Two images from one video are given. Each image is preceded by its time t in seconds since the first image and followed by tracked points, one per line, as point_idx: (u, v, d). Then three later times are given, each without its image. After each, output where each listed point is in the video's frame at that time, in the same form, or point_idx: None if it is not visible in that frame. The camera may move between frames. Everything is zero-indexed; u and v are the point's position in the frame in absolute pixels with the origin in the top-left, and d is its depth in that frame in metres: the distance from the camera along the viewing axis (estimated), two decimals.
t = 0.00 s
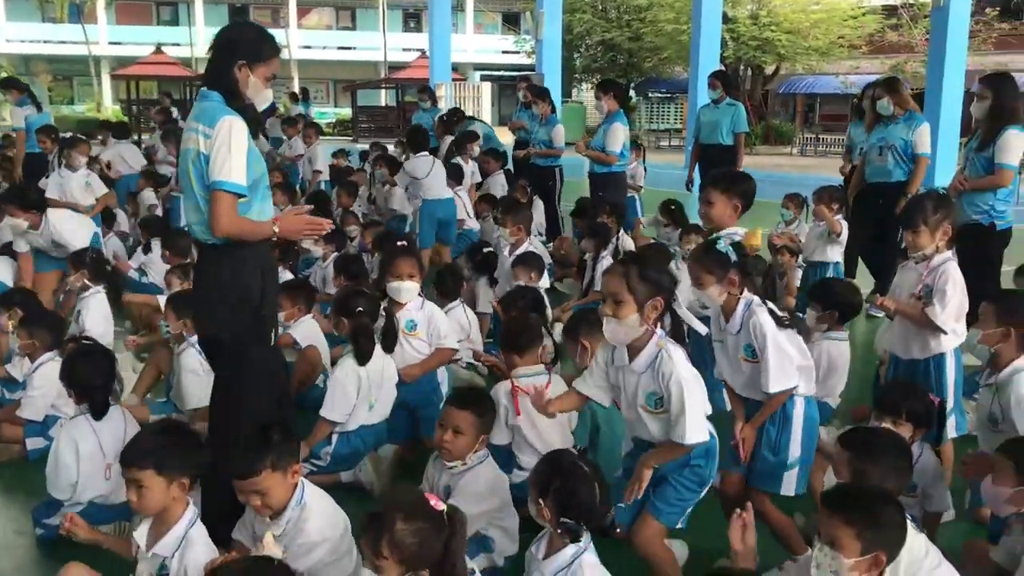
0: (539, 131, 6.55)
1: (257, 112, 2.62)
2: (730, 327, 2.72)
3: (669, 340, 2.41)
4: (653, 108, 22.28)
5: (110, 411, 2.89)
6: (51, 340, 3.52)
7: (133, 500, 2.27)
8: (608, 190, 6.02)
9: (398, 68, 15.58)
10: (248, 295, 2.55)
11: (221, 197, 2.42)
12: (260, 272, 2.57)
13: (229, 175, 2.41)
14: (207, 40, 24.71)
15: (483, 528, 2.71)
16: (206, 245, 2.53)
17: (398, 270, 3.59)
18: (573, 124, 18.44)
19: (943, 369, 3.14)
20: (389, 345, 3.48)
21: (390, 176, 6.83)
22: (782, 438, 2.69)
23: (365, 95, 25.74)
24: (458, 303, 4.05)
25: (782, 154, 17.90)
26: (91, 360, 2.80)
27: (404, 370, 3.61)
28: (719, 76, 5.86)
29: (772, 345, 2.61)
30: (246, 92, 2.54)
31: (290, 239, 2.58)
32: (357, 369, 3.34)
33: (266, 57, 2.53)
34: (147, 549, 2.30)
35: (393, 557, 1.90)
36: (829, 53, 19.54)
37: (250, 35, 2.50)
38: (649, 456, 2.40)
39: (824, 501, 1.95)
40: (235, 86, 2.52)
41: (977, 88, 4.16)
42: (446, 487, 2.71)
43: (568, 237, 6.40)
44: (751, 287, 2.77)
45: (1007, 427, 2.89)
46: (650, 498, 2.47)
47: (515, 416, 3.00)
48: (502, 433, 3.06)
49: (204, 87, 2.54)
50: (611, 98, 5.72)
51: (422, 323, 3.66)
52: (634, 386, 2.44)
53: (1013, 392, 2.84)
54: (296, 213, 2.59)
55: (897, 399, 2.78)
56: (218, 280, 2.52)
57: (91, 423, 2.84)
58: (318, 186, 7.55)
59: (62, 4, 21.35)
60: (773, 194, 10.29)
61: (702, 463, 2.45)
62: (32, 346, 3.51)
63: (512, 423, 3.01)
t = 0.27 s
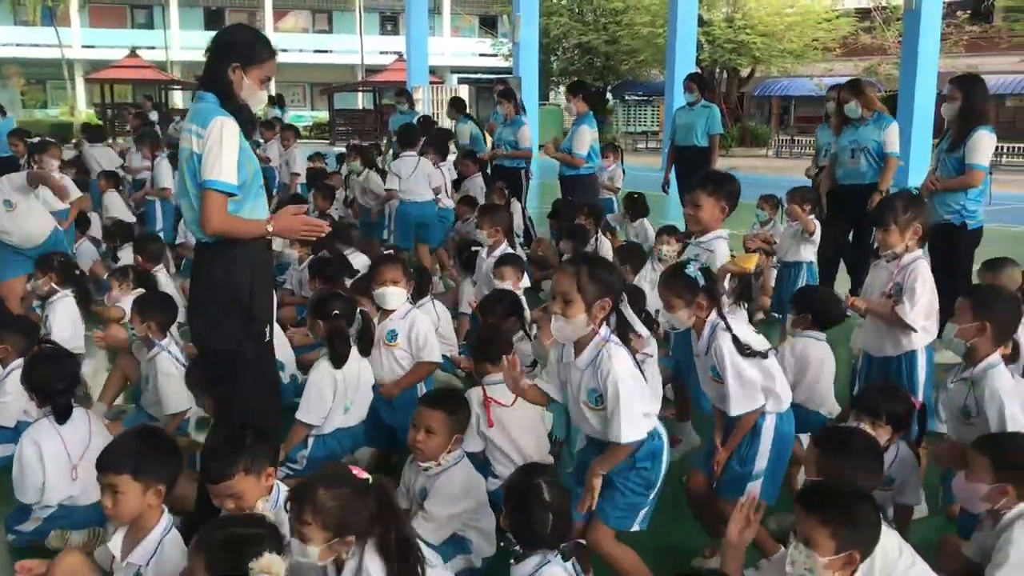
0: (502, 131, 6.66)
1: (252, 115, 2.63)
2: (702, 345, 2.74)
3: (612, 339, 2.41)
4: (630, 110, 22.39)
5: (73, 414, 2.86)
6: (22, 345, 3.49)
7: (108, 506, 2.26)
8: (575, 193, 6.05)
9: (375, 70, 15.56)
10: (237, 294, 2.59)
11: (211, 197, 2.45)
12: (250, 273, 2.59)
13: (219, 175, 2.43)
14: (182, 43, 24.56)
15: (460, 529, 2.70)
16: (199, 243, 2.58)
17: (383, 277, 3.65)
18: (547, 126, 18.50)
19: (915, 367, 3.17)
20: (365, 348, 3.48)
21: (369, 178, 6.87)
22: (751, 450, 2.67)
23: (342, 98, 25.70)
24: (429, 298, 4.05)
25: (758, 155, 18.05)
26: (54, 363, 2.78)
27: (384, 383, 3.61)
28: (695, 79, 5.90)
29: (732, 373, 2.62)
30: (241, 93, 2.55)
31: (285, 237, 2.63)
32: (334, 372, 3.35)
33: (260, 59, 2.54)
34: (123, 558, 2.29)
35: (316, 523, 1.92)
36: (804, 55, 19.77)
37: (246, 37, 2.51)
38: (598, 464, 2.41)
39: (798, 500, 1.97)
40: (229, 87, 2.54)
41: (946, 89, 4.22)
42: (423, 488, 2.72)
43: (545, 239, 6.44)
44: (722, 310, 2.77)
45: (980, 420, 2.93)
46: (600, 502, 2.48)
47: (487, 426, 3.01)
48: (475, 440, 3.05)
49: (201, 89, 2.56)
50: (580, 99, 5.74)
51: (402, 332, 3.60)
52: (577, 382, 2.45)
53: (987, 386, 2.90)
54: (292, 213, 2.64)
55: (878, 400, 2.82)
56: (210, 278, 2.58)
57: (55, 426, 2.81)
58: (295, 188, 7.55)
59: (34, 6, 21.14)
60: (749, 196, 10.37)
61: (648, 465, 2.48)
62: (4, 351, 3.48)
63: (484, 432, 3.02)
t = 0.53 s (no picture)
0: (472, 134, 6.71)
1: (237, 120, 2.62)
2: (675, 330, 2.76)
3: (585, 333, 2.44)
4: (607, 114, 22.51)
5: (33, 419, 2.81)
6: None
7: (76, 512, 2.23)
8: (541, 195, 6.07)
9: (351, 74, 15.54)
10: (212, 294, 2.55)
11: (183, 200, 2.44)
12: (226, 275, 2.56)
13: (188, 179, 2.41)
14: (157, 46, 24.42)
15: (436, 531, 2.70)
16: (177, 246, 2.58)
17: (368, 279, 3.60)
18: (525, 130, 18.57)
19: (886, 367, 3.19)
20: (338, 351, 3.44)
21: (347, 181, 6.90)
22: (726, 439, 2.71)
23: (319, 102, 25.65)
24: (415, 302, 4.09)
25: (734, 159, 18.19)
26: (13, 368, 2.72)
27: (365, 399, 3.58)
28: (671, 82, 5.93)
29: (710, 357, 2.64)
30: (223, 98, 2.53)
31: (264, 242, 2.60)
32: (307, 376, 3.32)
33: (243, 63, 2.52)
34: (92, 566, 2.25)
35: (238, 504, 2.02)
36: (779, 59, 19.97)
37: (230, 41, 2.49)
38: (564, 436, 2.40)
39: (768, 497, 1.97)
40: (211, 91, 2.52)
41: (917, 92, 4.26)
42: (397, 491, 2.71)
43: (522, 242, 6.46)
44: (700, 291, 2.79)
45: (954, 421, 2.96)
46: (579, 509, 2.48)
47: (461, 434, 3.02)
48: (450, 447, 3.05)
49: (185, 92, 2.55)
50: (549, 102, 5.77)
51: (386, 337, 3.57)
52: (555, 380, 2.47)
53: (963, 384, 2.92)
54: (272, 218, 2.60)
55: (847, 393, 2.83)
56: (187, 277, 2.55)
57: (14, 431, 2.76)
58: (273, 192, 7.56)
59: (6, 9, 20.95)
60: (724, 198, 10.44)
61: (623, 467, 2.45)
62: None
63: (460, 439, 3.03)
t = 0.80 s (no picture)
0: (449, 135, 6.73)
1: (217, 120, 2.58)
2: (650, 299, 2.76)
3: (567, 306, 2.46)
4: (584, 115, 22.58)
5: None
6: None
7: (39, 523, 2.20)
8: (511, 195, 6.10)
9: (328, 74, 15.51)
10: (179, 293, 2.53)
11: (153, 201, 2.42)
12: (195, 275, 2.53)
13: (157, 180, 2.39)
14: (130, 47, 24.25)
15: (409, 532, 2.68)
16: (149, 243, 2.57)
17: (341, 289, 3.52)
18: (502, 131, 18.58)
19: (858, 365, 3.20)
20: (313, 349, 3.45)
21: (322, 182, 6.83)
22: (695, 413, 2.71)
23: (295, 103, 25.57)
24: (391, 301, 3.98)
25: (709, 160, 18.30)
26: None
27: (343, 408, 3.57)
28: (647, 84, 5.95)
29: (692, 323, 2.65)
30: (201, 96, 2.50)
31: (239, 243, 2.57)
32: (281, 377, 3.28)
33: (223, 62, 2.47)
34: None
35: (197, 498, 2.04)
36: (754, 61, 20.15)
37: (210, 40, 2.45)
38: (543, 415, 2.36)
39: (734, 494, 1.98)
40: (189, 89, 2.50)
41: (890, 93, 4.30)
42: (372, 491, 2.70)
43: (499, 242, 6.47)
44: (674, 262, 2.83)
45: (931, 417, 2.98)
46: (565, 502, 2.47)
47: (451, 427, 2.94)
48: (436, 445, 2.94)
49: (165, 89, 2.53)
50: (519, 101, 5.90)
51: (367, 352, 3.56)
52: (532, 350, 2.47)
53: (940, 379, 2.95)
54: (249, 222, 2.58)
55: (802, 382, 2.86)
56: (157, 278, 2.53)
57: None
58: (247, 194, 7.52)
59: None
60: (701, 200, 10.48)
61: (595, 450, 2.45)
62: None
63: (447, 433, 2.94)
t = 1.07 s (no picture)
0: (434, 134, 6.65)
1: (193, 119, 2.56)
2: (637, 281, 2.75)
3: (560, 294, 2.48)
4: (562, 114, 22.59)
5: None
6: None
7: None
8: (485, 194, 6.11)
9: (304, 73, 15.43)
10: (144, 293, 2.50)
11: (116, 200, 2.40)
12: (160, 273, 2.50)
13: (120, 178, 2.37)
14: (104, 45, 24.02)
15: (386, 530, 2.66)
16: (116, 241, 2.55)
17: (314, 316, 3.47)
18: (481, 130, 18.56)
19: (832, 362, 3.21)
20: (287, 349, 3.39)
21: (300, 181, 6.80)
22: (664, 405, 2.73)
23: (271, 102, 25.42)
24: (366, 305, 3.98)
25: (687, 159, 18.38)
26: None
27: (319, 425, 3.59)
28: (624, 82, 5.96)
29: (685, 307, 2.67)
30: (174, 94, 2.47)
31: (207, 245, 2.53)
32: (255, 376, 3.24)
33: (198, 61, 2.43)
34: None
35: (199, 498, 2.00)
36: (731, 60, 20.25)
37: (187, 37, 2.43)
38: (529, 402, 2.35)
39: (706, 488, 1.98)
40: (163, 87, 2.47)
41: (866, 91, 4.35)
42: (347, 490, 2.68)
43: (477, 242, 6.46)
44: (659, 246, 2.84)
45: (908, 409, 3.00)
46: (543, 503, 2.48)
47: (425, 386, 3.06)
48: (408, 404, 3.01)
49: (141, 87, 2.52)
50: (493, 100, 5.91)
51: (346, 377, 3.59)
52: (520, 334, 2.46)
53: (915, 373, 2.97)
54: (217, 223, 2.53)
55: (768, 338, 2.88)
56: (124, 276, 2.52)
57: None
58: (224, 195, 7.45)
59: None
60: (677, 198, 10.54)
61: (570, 446, 2.46)
62: None
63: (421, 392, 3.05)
